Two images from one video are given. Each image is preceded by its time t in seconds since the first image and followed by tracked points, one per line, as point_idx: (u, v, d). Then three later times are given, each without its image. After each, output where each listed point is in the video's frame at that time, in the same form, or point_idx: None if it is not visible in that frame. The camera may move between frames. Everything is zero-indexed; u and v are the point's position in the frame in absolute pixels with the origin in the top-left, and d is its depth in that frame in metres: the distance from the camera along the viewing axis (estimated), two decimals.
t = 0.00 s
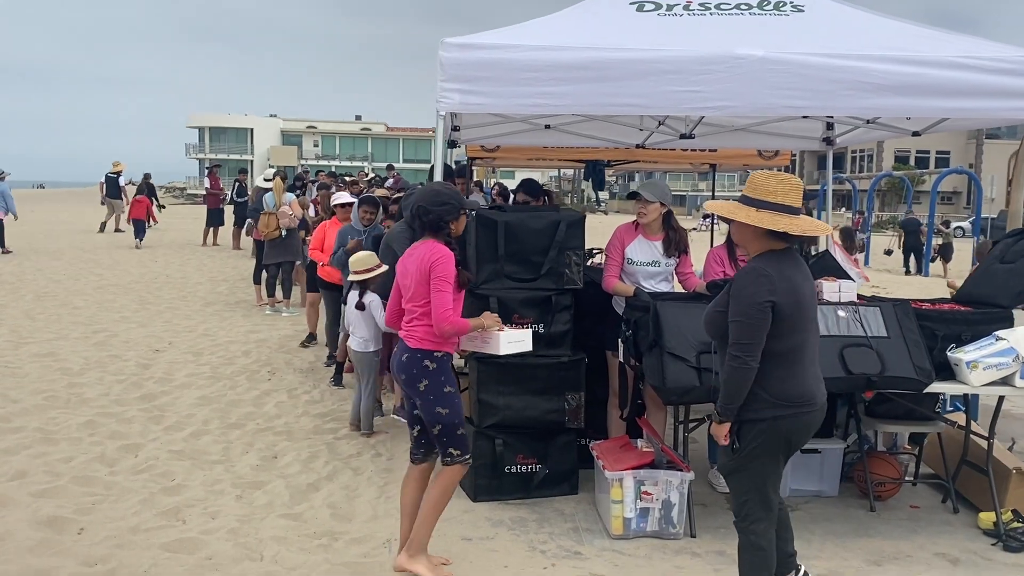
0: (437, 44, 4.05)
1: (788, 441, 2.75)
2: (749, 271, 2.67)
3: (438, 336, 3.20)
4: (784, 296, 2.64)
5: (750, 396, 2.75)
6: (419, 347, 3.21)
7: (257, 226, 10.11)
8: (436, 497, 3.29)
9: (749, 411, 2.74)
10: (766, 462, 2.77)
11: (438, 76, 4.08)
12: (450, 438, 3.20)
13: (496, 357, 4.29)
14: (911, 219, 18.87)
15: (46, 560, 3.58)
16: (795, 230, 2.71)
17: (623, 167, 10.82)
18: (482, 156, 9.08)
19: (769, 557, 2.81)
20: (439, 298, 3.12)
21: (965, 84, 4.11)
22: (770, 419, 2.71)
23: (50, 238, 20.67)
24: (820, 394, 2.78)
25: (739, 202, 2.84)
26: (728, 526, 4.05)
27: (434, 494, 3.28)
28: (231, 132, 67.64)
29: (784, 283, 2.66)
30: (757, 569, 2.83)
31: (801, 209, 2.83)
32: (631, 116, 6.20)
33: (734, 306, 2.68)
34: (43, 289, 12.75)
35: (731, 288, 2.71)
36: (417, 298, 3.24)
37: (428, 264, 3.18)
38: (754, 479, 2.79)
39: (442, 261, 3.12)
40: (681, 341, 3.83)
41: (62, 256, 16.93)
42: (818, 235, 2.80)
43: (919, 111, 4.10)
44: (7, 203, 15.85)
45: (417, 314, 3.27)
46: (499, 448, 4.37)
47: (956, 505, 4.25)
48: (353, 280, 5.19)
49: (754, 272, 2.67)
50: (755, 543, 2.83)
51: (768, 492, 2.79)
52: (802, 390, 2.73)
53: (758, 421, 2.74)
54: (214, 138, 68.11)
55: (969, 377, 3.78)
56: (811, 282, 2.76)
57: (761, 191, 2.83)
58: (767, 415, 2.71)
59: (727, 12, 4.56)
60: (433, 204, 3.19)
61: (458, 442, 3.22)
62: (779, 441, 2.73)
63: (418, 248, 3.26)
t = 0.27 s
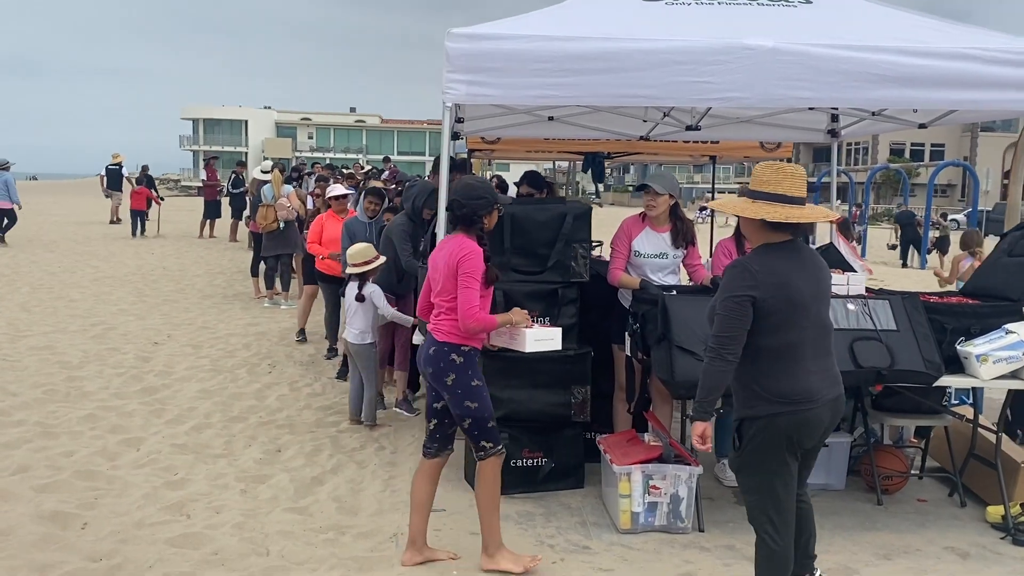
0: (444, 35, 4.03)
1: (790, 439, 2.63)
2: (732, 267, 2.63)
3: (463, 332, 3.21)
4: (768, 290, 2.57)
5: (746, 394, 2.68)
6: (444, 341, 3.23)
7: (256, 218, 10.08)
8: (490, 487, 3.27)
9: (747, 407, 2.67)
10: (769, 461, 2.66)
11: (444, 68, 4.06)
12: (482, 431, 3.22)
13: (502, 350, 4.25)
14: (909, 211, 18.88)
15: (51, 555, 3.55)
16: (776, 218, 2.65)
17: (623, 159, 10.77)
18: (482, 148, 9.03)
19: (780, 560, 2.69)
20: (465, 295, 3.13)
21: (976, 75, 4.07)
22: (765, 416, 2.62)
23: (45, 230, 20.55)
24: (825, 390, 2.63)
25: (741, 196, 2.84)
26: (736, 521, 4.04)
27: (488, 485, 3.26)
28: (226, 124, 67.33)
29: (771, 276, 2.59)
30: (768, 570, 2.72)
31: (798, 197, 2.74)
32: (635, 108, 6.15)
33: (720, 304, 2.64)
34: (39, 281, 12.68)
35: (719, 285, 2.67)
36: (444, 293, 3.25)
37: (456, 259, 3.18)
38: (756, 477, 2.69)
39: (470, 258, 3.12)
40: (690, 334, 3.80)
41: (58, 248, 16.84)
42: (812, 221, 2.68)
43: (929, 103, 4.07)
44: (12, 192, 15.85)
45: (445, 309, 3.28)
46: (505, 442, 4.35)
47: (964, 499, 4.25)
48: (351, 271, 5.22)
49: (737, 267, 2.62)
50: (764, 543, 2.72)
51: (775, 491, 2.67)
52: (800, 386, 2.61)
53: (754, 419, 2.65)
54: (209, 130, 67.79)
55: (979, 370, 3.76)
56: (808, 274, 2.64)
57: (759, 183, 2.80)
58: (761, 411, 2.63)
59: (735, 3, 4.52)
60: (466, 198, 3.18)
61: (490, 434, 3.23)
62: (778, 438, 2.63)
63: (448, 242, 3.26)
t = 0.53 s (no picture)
0: (457, 29, 3.99)
1: (808, 439, 2.58)
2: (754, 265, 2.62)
3: (518, 334, 3.20)
4: (785, 288, 2.54)
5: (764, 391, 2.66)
6: (499, 343, 3.22)
7: (253, 211, 10.08)
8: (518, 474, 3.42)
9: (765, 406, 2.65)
10: (786, 462, 2.63)
11: (457, 62, 4.02)
12: (524, 434, 3.20)
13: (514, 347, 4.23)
14: (904, 207, 18.94)
15: (62, 554, 3.52)
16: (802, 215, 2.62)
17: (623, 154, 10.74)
18: (484, 143, 8.98)
19: (798, 560, 2.66)
20: (521, 298, 3.11)
21: (990, 71, 4.06)
22: (781, 415, 2.60)
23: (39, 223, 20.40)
24: (846, 393, 2.57)
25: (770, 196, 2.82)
26: (748, 518, 4.03)
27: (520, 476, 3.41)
28: (219, 117, 66.97)
29: (791, 275, 2.55)
30: (788, 570, 2.69)
31: (827, 193, 2.70)
32: (641, 102, 6.11)
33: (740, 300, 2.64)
34: (35, 275, 12.58)
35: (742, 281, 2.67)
36: (497, 296, 3.24)
37: (511, 260, 3.16)
38: (774, 477, 2.67)
39: (523, 261, 3.10)
40: (705, 331, 3.78)
41: (52, 242, 16.71)
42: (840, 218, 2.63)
43: (944, 99, 4.05)
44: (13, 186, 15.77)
45: (498, 310, 3.26)
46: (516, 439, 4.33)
47: (975, 495, 4.25)
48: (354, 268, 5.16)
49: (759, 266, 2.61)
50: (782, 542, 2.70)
51: (792, 491, 2.63)
52: (818, 387, 2.56)
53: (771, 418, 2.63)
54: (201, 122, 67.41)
55: (993, 367, 3.76)
56: (834, 275, 2.58)
57: (786, 181, 2.78)
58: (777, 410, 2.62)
59: None
60: (522, 198, 3.17)
61: (532, 438, 3.22)
62: (795, 438, 2.59)
63: (502, 243, 3.24)
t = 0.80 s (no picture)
0: (466, 29, 4.00)
1: (831, 439, 2.59)
2: (791, 262, 2.65)
3: (568, 333, 3.23)
4: (817, 286, 2.56)
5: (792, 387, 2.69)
6: (548, 342, 3.25)
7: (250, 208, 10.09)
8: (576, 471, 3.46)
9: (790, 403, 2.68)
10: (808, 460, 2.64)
11: (466, 62, 4.03)
12: (556, 434, 3.26)
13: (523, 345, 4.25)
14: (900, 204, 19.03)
15: (75, 553, 3.58)
16: (841, 219, 2.63)
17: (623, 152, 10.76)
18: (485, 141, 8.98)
19: (815, 556, 2.70)
20: (574, 297, 3.15)
21: (995, 71, 4.08)
22: (804, 413, 2.62)
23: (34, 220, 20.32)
24: (872, 396, 2.57)
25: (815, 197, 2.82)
26: (756, 515, 4.05)
27: (581, 476, 3.44)
28: (213, 114, 66.75)
29: (825, 274, 2.57)
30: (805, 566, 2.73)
31: (870, 196, 2.68)
32: (645, 101, 6.13)
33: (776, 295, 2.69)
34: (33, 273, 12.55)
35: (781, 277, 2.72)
36: (548, 295, 3.27)
37: (562, 259, 3.20)
38: (794, 474, 2.69)
39: (576, 261, 3.12)
40: (714, 329, 3.80)
41: (49, 239, 16.66)
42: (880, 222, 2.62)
43: (950, 99, 4.07)
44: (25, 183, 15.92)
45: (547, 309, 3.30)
46: (525, 437, 4.35)
47: (980, 492, 4.30)
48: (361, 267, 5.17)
49: (797, 263, 2.64)
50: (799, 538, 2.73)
51: (813, 489, 2.66)
52: (843, 388, 2.57)
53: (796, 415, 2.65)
54: (195, 119, 67.18)
55: (1000, 365, 3.80)
56: (872, 278, 2.58)
57: (830, 182, 2.77)
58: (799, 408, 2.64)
59: None
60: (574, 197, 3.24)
61: (562, 440, 3.27)
62: (818, 437, 2.60)
63: (551, 242, 3.29)
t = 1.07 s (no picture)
0: (466, 23, 3.97)
1: (863, 434, 2.58)
2: (827, 255, 2.64)
3: (621, 333, 3.26)
4: (853, 280, 2.55)
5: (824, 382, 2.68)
6: (601, 344, 3.27)
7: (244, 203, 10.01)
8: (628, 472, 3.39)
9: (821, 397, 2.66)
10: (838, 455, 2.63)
11: (466, 56, 3.99)
12: (596, 435, 3.28)
13: (525, 342, 4.23)
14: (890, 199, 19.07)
15: (74, 552, 3.56)
16: (877, 215, 2.61)
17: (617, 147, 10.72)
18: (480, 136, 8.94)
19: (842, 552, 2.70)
20: (626, 297, 3.19)
21: (997, 64, 4.07)
22: (835, 407, 2.60)
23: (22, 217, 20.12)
24: (905, 392, 2.55)
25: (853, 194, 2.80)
26: (759, 511, 4.05)
27: (632, 477, 3.38)
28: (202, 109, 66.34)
29: (859, 269, 2.56)
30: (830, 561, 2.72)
31: (909, 194, 2.65)
32: (643, 95, 6.10)
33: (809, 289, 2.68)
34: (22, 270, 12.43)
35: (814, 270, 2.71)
36: (598, 296, 3.29)
37: (612, 260, 3.24)
38: (823, 469, 2.67)
39: (629, 261, 3.17)
40: (718, 325, 3.78)
41: (38, 236, 16.51)
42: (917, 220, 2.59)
43: (952, 93, 4.06)
44: (28, 178, 15.91)
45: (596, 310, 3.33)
46: (526, 434, 4.32)
47: (981, 487, 4.32)
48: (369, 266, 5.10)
49: (833, 256, 2.63)
50: (824, 533, 2.72)
51: (842, 484, 2.65)
52: (876, 382, 2.56)
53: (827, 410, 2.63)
54: (185, 114, 66.75)
55: (1004, 360, 3.81)
56: (908, 273, 2.57)
57: (869, 180, 2.75)
58: (830, 402, 2.62)
59: None
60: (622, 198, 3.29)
61: (600, 441, 3.29)
62: (849, 432, 2.58)
63: (599, 244, 3.32)
